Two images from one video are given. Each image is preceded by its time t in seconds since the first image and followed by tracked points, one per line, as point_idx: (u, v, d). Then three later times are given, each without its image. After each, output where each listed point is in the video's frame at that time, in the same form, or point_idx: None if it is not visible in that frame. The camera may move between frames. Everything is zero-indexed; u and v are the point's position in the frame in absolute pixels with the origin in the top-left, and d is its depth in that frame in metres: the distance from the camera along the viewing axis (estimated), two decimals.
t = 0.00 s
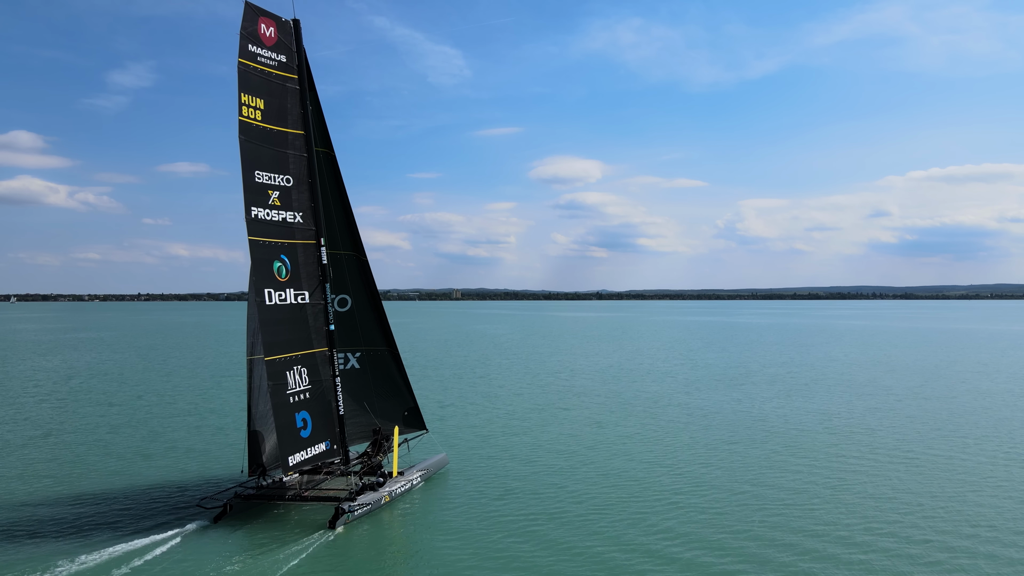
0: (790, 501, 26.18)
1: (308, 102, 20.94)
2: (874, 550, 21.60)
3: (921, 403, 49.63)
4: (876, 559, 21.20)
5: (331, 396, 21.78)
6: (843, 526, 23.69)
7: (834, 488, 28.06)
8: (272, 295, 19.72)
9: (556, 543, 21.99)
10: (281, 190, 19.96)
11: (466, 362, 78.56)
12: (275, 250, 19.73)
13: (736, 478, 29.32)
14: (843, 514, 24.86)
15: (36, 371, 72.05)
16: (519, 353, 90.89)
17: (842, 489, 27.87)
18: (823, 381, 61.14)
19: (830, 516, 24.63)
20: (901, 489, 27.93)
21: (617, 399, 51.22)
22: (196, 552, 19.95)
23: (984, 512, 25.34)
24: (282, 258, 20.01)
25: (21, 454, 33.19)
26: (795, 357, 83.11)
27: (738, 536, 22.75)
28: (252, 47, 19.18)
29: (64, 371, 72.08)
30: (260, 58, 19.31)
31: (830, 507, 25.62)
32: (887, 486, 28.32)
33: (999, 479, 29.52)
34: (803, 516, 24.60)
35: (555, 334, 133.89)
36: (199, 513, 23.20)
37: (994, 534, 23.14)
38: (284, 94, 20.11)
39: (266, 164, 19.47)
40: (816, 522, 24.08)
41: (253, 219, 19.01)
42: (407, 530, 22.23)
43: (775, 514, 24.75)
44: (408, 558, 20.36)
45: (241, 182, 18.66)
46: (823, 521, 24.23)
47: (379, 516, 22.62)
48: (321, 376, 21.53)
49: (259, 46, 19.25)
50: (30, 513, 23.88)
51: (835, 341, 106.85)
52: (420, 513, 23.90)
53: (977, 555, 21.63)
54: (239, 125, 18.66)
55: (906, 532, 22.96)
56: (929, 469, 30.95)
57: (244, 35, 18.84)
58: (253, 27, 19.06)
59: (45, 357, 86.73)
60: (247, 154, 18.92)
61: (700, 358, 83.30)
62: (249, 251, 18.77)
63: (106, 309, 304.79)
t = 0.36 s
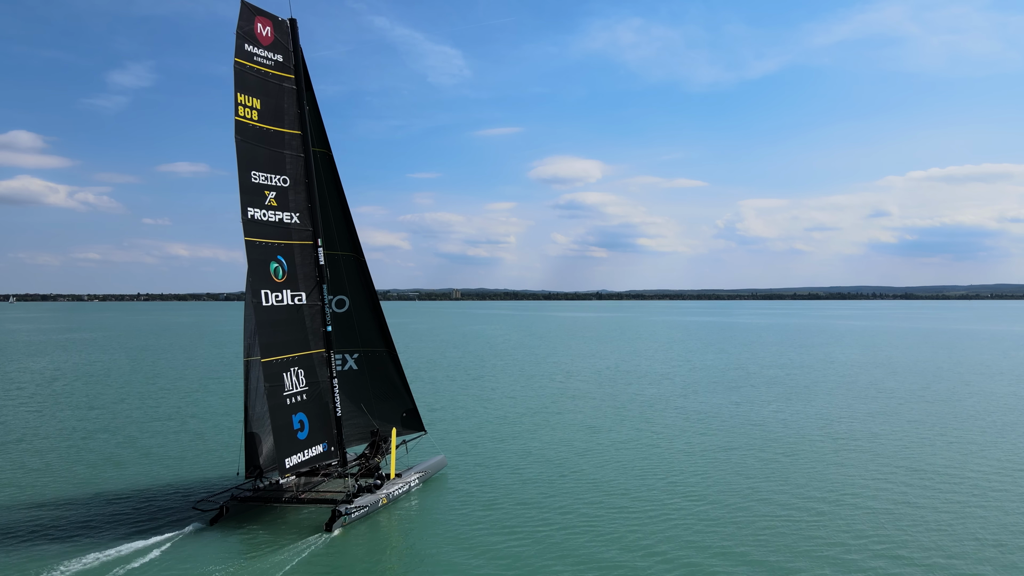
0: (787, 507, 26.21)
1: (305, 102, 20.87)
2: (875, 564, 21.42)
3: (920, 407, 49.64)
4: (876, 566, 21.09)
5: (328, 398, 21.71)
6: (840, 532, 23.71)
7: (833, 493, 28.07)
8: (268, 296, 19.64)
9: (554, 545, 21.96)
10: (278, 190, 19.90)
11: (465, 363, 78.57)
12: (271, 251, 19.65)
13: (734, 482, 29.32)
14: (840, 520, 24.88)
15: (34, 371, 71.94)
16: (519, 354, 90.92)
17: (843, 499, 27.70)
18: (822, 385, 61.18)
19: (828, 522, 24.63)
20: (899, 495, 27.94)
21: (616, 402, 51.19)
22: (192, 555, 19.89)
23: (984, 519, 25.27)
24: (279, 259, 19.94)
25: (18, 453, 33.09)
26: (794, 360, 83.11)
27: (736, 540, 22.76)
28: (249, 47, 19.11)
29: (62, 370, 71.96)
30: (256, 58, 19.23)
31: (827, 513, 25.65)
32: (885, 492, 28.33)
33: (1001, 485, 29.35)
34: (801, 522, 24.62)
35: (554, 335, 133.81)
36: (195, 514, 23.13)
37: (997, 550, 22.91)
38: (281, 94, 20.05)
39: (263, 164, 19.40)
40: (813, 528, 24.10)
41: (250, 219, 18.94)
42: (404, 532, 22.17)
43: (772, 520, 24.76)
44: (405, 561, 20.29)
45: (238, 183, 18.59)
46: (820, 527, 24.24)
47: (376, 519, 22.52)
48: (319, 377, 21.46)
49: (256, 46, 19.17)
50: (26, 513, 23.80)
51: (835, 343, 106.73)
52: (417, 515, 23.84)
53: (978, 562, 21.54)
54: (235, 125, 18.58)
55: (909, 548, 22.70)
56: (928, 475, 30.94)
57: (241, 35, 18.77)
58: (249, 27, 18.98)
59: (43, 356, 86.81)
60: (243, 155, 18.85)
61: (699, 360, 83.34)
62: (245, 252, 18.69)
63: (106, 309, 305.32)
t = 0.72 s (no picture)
0: (786, 503, 26.24)
1: (302, 102, 20.83)
2: (870, 555, 21.40)
3: (919, 410, 49.73)
4: (874, 560, 21.14)
5: (326, 399, 21.68)
6: (839, 527, 23.75)
7: (830, 491, 28.14)
8: (266, 297, 19.60)
9: (553, 545, 21.98)
10: (276, 191, 19.85)
11: (465, 364, 78.65)
12: (269, 252, 19.62)
13: (733, 481, 29.35)
14: (839, 515, 24.92)
15: (35, 372, 72.02)
16: (519, 356, 91.02)
17: (842, 496, 27.59)
18: (821, 386, 61.27)
19: (827, 519, 24.69)
20: (898, 494, 27.96)
21: (616, 404, 51.26)
22: (190, 556, 19.87)
23: (982, 517, 25.32)
24: (277, 260, 19.90)
25: (18, 453, 33.07)
26: (793, 361, 83.25)
27: (734, 537, 22.80)
28: (246, 47, 19.06)
29: (62, 371, 71.97)
30: (254, 58, 19.19)
31: (826, 508, 25.68)
32: (883, 491, 28.38)
33: (1003, 488, 29.20)
34: (800, 518, 24.65)
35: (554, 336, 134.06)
36: (194, 516, 23.10)
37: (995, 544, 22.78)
38: (278, 95, 20.01)
39: (260, 165, 19.35)
40: (812, 524, 24.14)
41: (247, 220, 18.89)
42: (403, 533, 22.16)
43: (770, 516, 24.80)
44: (405, 562, 20.28)
45: (235, 183, 18.55)
46: (818, 523, 24.31)
47: (375, 520, 22.51)
48: (317, 378, 21.42)
49: (253, 46, 19.12)
50: (24, 514, 23.78)
51: (835, 344, 106.57)
52: (416, 516, 23.83)
53: (975, 558, 21.60)
54: (232, 125, 18.53)
55: (904, 539, 22.64)
56: (926, 475, 31.00)
57: (238, 35, 18.73)
58: (246, 27, 18.93)
59: (43, 357, 86.85)
60: (240, 155, 18.79)
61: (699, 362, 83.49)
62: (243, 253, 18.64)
63: (106, 310, 304.74)
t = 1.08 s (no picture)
0: (785, 509, 26.33)
1: (301, 103, 20.80)
2: (868, 564, 21.49)
3: (918, 413, 49.86)
4: (872, 569, 21.22)
5: (326, 400, 21.65)
6: (837, 535, 23.82)
7: (830, 497, 28.21)
8: (266, 298, 19.58)
9: (552, 548, 22.04)
10: (275, 191, 19.82)
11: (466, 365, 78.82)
12: (268, 252, 19.60)
13: (733, 486, 29.42)
14: (837, 523, 25.02)
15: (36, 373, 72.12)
16: (519, 357, 91.17)
17: (843, 504, 27.50)
18: (821, 389, 61.41)
19: (825, 525, 24.77)
20: (896, 500, 28.05)
21: (616, 406, 51.39)
22: (190, 556, 19.88)
23: (981, 524, 25.41)
24: (276, 261, 19.88)
25: (18, 454, 33.12)
26: (794, 362, 83.45)
27: (733, 543, 22.89)
28: (245, 47, 19.04)
29: (63, 372, 72.04)
30: (253, 59, 19.17)
31: (825, 515, 25.79)
32: (882, 497, 28.49)
33: (1005, 495, 29.11)
34: (799, 525, 24.73)
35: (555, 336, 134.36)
36: (194, 516, 23.11)
37: (994, 553, 22.81)
38: (277, 95, 19.98)
39: (260, 165, 19.34)
40: (811, 530, 24.23)
41: (246, 221, 18.87)
42: (403, 534, 22.18)
43: (769, 522, 24.87)
44: (404, 563, 20.31)
45: (234, 184, 18.52)
46: (817, 529, 24.39)
47: (375, 520, 22.53)
48: (316, 379, 21.39)
49: (251, 47, 19.10)
50: (25, 515, 23.81)
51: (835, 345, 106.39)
52: (416, 517, 23.86)
53: (973, 566, 21.68)
54: (231, 126, 18.51)
55: (903, 548, 22.66)
56: (925, 481, 31.11)
57: (237, 36, 18.71)
58: (245, 28, 18.90)
59: (44, 358, 87.00)
60: (240, 156, 18.77)
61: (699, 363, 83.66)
62: (242, 254, 18.63)
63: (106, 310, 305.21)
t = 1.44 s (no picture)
0: (783, 512, 26.47)
1: (301, 104, 20.84)
2: (865, 566, 21.62)
3: (917, 416, 50.03)
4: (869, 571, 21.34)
5: (327, 399, 21.70)
6: (835, 538, 23.96)
7: (828, 500, 28.36)
8: (267, 298, 19.64)
9: (552, 548, 22.14)
10: (276, 192, 19.87)
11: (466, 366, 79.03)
12: (269, 253, 19.65)
13: (731, 489, 29.57)
14: (835, 525, 25.14)
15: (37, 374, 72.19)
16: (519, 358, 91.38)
17: (841, 507, 27.53)
18: (820, 390, 61.59)
19: (823, 528, 24.91)
20: (894, 503, 28.20)
21: (615, 408, 51.61)
22: (192, 554, 19.95)
23: (977, 527, 25.56)
24: (277, 261, 19.93)
25: (20, 456, 33.19)
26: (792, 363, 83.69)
27: (731, 545, 23.01)
28: (246, 49, 19.11)
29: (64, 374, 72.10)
30: (254, 61, 19.23)
31: (823, 518, 25.91)
32: (880, 500, 28.64)
33: (1002, 498, 29.26)
34: (797, 528, 24.86)
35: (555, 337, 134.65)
36: (195, 515, 23.17)
37: (990, 555, 22.98)
38: (277, 97, 20.03)
39: (260, 166, 19.39)
40: (809, 533, 24.36)
41: (247, 222, 18.93)
42: (403, 532, 22.26)
43: (767, 524, 25.01)
44: (404, 561, 20.39)
45: (235, 185, 18.58)
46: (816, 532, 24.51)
47: (375, 519, 22.61)
48: (317, 379, 21.43)
49: (252, 48, 19.15)
50: (27, 514, 23.87)
51: (834, 346, 106.22)
52: (416, 515, 23.94)
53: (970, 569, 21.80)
54: (232, 127, 18.57)
55: (900, 551, 22.80)
56: (923, 484, 31.25)
57: (238, 38, 18.77)
58: (246, 29, 18.95)
59: (45, 359, 87.12)
60: (241, 157, 18.82)
61: (699, 364, 83.88)
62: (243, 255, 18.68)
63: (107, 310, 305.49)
